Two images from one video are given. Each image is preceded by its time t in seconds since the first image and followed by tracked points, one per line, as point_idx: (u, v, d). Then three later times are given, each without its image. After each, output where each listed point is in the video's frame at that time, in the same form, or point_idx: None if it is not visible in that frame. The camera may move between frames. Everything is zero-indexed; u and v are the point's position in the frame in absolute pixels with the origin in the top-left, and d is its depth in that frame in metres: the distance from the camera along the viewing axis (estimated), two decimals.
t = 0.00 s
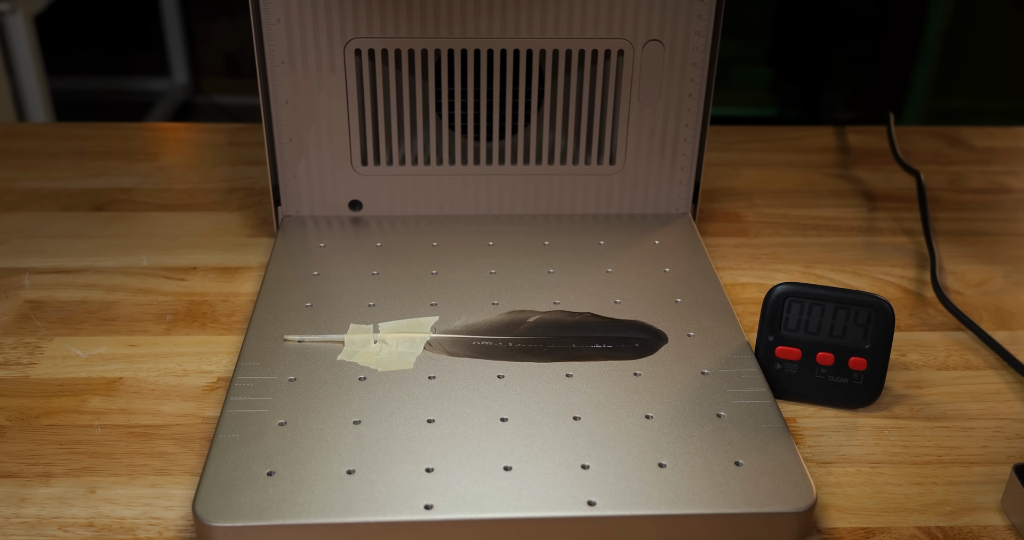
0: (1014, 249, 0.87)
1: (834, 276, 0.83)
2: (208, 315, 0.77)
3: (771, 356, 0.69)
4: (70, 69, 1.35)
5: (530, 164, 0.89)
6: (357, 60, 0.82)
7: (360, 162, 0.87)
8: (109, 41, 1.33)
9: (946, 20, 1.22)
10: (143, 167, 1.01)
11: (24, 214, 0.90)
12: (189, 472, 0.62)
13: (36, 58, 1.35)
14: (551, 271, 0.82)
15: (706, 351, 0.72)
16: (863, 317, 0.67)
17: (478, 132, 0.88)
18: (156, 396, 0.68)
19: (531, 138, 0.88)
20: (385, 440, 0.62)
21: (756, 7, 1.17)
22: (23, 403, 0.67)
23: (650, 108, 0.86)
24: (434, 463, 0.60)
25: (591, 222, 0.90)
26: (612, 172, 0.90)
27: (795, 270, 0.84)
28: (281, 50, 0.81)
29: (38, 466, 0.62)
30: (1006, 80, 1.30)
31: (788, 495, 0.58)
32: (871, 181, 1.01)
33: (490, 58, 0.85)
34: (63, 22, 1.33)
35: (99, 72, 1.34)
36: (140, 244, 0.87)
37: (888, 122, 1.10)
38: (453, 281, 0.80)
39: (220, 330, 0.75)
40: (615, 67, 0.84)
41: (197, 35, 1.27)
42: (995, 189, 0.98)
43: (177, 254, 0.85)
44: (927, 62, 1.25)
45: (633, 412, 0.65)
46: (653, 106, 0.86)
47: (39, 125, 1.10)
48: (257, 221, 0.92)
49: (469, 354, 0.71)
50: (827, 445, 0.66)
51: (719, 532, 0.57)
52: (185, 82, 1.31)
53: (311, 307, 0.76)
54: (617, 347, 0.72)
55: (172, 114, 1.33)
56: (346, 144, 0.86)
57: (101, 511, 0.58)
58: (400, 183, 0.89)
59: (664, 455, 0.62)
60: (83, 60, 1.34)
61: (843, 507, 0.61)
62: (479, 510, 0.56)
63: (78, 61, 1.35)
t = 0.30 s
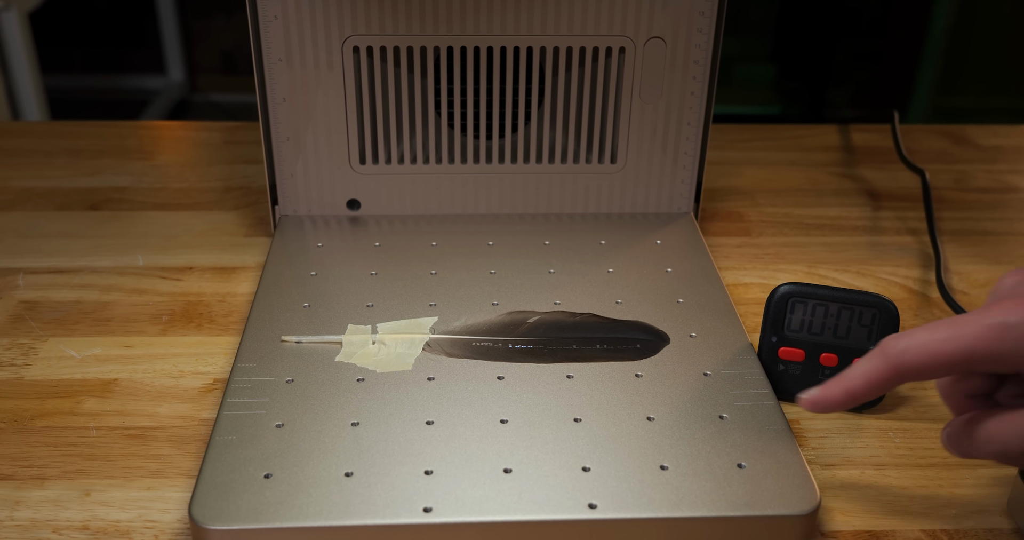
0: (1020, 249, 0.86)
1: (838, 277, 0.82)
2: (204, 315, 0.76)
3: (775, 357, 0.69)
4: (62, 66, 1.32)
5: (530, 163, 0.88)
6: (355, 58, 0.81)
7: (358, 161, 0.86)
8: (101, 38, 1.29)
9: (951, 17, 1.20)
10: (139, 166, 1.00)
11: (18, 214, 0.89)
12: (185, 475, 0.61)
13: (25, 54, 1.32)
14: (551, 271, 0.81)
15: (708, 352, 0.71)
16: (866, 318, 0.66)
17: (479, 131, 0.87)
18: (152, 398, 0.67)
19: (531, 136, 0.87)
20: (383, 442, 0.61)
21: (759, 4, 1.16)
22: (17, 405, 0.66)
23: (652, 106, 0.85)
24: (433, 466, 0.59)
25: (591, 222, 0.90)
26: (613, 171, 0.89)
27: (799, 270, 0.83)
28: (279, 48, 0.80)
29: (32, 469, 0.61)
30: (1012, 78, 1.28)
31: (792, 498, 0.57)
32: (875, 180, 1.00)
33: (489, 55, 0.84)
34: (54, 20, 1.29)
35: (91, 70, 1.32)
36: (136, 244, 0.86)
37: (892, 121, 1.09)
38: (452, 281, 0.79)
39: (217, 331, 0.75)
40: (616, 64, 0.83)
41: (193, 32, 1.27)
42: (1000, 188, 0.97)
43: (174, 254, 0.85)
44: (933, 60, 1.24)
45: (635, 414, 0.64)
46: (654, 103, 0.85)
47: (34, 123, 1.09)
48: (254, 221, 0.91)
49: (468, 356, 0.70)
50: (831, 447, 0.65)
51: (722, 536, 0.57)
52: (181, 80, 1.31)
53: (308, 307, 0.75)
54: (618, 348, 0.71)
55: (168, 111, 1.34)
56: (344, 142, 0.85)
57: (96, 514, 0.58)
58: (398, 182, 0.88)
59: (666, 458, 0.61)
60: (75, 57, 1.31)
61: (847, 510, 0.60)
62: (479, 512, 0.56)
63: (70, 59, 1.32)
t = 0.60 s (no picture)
0: None
1: (842, 277, 0.81)
2: (201, 316, 0.75)
3: (778, 357, 0.68)
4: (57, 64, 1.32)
5: (530, 162, 0.87)
6: (353, 55, 0.81)
7: (356, 159, 0.86)
8: (98, 35, 1.29)
9: (956, 14, 1.18)
10: (135, 165, 0.99)
11: (13, 213, 0.89)
12: (181, 477, 0.60)
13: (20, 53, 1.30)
14: (552, 271, 0.80)
15: (711, 353, 0.70)
16: (871, 318, 0.65)
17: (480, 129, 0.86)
18: (147, 399, 0.66)
19: (530, 135, 0.86)
20: (382, 444, 0.60)
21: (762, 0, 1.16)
22: (11, 407, 0.65)
23: (653, 104, 0.84)
24: (432, 468, 0.58)
25: (592, 221, 0.89)
26: (614, 170, 0.88)
27: (802, 270, 0.83)
28: (276, 45, 0.79)
29: (26, 471, 0.60)
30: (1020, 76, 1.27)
31: (796, 500, 0.57)
32: (879, 179, 0.99)
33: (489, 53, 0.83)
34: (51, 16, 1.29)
35: (87, 68, 1.32)
36: (132, 243, 0.85)
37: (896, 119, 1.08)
38: (452, 281, 0.79)
39: (213, 331, 0.74)
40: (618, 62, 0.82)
41: (190, 29, 1.26)
42: (1005, 187, 0.97)
43: (170, 254, 0.84)
44: (937, 57, 1.22)
45: (636, 416, 0.64)
46: (656, 101, 0.84)
47: (28, 121, 1.08)
48: (250, 220, 0.90)
49: (468, 357, 0.69)
50: (834, 449, 0.64)
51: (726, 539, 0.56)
52: (177, 77, 1.30)
53: (306, 307, 0.74)
54: (619, 349, 0.70)
55: (164, 109, 1.33)
56: (342, 141, 0.84)
57: (91, 517, 0.57)
58: (397, 181, 0.87)
59: (668, 460, 0.60)
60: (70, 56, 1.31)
61: (851, 513, 0.59)
62: (479, 515, 0.55)
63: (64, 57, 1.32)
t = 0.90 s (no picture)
0: None
1: (846, 277, 0.80)
2: (197, 316, 0.75)
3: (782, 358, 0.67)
4: (52, 61, 1.34)
5: (530, 160, 0.86)
6: (351, 52, 0.80)
7: (354, 158, 0.85)
8: (92, 33, 1.32)
9: (962, 10, 1.17)
10: (130, 163, 0.99)
11: (7, 212, 0.88)
12: (177, 479, 0.59)
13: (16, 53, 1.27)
14: (552, 271, 0.80)
15: (713, 354, 0.69)
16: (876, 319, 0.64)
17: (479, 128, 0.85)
18: (143, 401, 0.66)
19: (530, 134, 0.85)
20: (380, 446, 0.60)
21: None
22: (5, 408, 0.64)
23: (655, 102, 0.84)
24: (431, 470, 0.58)
25: (592, 221, 0.88)
26: (615, 169, 0.87)
27: (806, 270, 0.82)
28: (273, 43, 0.78)
29: (20, 474, 0.59)
30: None
31: (799, 503, 0.56)
32: (884, 178, 0.98)
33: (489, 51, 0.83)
34: (46, 14, 1.31)
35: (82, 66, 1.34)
36: (128, 243, 0.84)
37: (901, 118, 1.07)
38: (451, 282, 0.78)
39: (210, 332, 0.73)
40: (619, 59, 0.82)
41: (185, 26, 1.27)
42: (1011, 186, 0.96)
43: (166, 254, 0.83)
44: (942, 56, 1.22)
45: (638, 418, 0.63)
46: (658, 99, 0.83)
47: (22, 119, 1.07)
48: (247, 219, 0.89)
49: (468, 358, 0.68)
50: (838, 451, 0.64)
51: None
52: (173, 75, 1.33)
53: (303, 308, 0.74)
54: (621, 350, 0.69)
55: (160, 107, 1.33)
56: (341, 139, 0.83)
57: (86, 520, 0.56)
58: (395, 180, 0.86)
59: (669, 462, 0.59)
60: (66, 54, 1.33)
61: (855, 516, 0.58)
62: (478, 518, 0.54)
63: (60, 54, 1.33)
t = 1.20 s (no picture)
0: None
1: (850, 277, 0.80)
2: (193, 317, 0.74)
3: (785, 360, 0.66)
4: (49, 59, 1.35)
5: (530, 159, 0.86)
6: (349, 50, 0.79)
7: (353, 157, 0.84)
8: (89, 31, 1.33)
9: (967, 8, 1.16)
10: (126, 162, 0.98)
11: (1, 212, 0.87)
12: (173, 482, 0.59)
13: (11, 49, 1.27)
14: (553, 271, 0.79)
15: (715, 355, 0.68)
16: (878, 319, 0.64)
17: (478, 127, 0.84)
18: (139, 402, 0.65)
19: (530, 132, 0.84)
20: (379, 448, 0.59)
21: None
22: None
23: (657, 100, 0.83)
24: (430, 473, 0.57)
25: (593, 220, 0.87)
26: (616, 168, 0.86)
27: (809, 270, 0.81)
28: (271, 41, 0.77)
29: (14, 476, 0.58)
30: None
31: (802, 505, 0.55)
32: (888, 177, 0.98)
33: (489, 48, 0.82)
34: (44, 12, 1.32)
35: (78, 65, 1.35)
36: (124, 243, 0.84)
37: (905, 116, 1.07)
38: (450, 282, 0.77)
39: (206, 333, 0.72)
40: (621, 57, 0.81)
41: (182, 24, 1.26)
42: (1017, 185, 0.95)
43: (162, 254, 0.82)
44: (946, 54, 1.21)
45: (639, 419, 0.62)
46: (660, 97, 0.83)
47: (18, 118, 1.06)
48: (244, 218, 0.88)
49: (467, 359, 0.67)
50: (842, 453, 0.63)
51: None
52: (169, 73, 1.32)
53: (301, 308, 0.73)
54: (622, 350, 0.69)
55: (155, 105, 1.31)
56: (339, 138, 0.83)
57: (81, 523, 0.55)
58: (393, 179, 0.86)
59: (671, 464, 0.58)
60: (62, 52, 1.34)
61: (859, 518, 0.58)
62: (478, 521, 0.53)
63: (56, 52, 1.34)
